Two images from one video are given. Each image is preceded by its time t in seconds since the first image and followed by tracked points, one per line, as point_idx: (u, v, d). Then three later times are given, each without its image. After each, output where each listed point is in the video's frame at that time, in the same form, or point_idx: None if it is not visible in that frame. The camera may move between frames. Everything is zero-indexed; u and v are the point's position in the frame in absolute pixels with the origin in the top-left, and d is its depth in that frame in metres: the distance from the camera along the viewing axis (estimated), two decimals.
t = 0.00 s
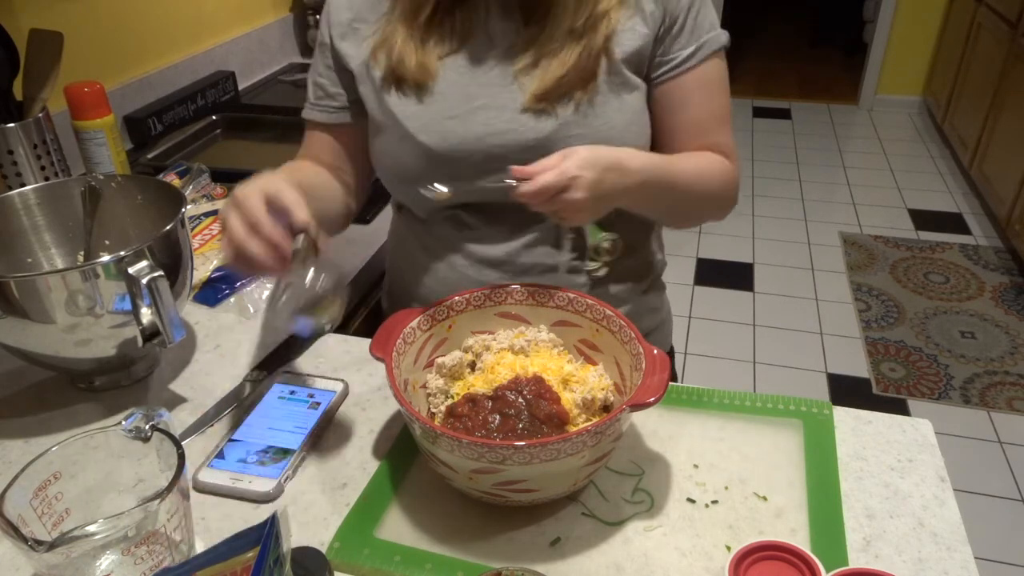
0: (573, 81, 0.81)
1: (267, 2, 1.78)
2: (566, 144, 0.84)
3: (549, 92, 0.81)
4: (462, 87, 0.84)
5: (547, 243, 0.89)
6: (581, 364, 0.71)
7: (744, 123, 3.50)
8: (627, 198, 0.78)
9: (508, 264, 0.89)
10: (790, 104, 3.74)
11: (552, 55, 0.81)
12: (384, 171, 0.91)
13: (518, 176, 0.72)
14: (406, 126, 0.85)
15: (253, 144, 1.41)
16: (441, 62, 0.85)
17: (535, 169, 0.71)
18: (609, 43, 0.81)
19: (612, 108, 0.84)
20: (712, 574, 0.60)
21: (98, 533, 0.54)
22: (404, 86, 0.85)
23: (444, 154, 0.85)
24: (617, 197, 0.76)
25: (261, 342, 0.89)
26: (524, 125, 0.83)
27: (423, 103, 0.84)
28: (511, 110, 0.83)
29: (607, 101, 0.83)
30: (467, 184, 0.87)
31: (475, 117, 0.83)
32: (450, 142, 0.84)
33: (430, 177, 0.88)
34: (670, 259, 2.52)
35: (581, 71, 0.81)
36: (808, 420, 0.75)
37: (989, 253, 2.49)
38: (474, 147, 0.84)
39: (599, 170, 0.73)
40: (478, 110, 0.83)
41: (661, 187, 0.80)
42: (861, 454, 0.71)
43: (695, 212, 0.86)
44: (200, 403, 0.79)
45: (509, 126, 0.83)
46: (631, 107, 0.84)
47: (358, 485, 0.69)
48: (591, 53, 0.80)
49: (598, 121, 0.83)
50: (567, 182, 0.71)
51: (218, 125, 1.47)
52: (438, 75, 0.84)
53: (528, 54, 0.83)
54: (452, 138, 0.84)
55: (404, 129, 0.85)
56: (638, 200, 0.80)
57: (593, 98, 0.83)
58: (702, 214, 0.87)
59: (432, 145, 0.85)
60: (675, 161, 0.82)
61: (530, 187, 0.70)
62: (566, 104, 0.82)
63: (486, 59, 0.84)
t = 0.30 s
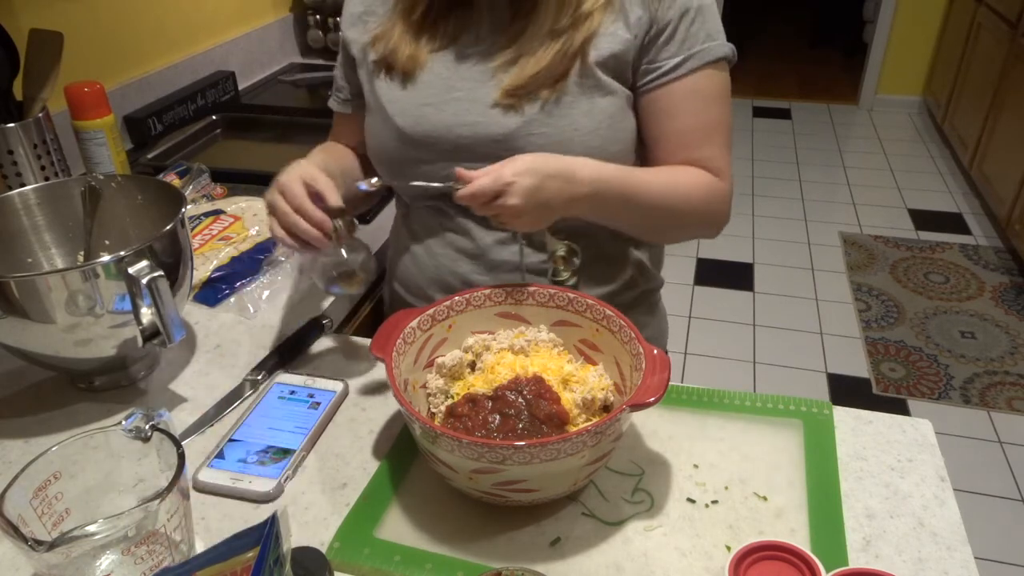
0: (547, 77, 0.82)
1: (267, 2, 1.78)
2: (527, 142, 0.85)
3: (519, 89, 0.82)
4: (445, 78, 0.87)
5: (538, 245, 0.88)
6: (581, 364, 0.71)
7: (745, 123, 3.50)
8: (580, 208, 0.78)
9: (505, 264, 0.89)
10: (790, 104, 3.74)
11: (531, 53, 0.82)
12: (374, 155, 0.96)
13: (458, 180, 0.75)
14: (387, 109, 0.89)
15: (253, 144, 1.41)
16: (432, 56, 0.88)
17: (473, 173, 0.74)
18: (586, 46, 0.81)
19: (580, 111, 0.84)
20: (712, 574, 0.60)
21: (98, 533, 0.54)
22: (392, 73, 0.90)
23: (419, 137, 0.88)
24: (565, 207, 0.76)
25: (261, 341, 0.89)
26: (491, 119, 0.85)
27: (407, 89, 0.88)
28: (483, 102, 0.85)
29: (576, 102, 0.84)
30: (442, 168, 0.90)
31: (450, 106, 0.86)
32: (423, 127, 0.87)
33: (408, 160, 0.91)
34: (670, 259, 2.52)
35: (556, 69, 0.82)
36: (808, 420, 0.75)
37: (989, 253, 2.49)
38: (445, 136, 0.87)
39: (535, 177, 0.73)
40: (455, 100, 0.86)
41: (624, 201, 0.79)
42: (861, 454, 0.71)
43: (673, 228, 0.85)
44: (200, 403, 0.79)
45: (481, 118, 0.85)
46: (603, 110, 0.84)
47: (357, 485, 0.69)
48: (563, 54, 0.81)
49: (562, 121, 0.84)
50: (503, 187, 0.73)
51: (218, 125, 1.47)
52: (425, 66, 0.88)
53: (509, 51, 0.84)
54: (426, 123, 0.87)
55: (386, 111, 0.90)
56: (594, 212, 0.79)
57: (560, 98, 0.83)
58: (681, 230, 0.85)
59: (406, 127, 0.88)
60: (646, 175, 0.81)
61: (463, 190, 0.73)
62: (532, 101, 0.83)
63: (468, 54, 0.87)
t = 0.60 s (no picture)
0: (533, 74, 0.83)
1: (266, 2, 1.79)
2: (510, 139, 0.85)
3: (505, 84, 0.83)
4: (440, 72, 0.89)
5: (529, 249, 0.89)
6: (581, 364, 0.71)
7: (745, 123, 3.50)
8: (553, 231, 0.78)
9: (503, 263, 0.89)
10: (790, 104, 3.74)
11: (520, 49, 0.83)
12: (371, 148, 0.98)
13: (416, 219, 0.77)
14: (382, 100, 0.92)
15: (253, 144, 1.41)
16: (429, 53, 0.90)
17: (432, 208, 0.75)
18: (573, 43, 0.82)
19: (563, 110, 0.84)
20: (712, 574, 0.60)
21: (98, 533, 0.54)
22: (391, 67, 0.92)
23: (410, 130, 0.90)
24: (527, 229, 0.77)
25: (262, 342, 0.89)
26: (477, 115, 0.86)
27: (402, 84, 0.91)
28: (472, 98, 0.87)
29: (558, 100, 0.84)
30: (430, 162, 0.91)
31: (441, 100, 0.88)
32: (413, 120, 0.89)
33: (402, 154, 0.93)
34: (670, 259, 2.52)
35: (542, 65, 0.82)
36: (808, 420, 0.75)
37: (989, 253, 2.49)
38: (432, 129, 0.88)
39: (492, 201, 0.75)
40: (446, 95, 0.88)
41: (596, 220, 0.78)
42: (861, 454, 0.71)
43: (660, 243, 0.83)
44: (200, 403, 0.79)
45: (468, 113, 0.86)
46: (587, 109, 0.84)
47: (358, 485, 0.69)
48: (550, 50, 0.81)
49: (544, 119, 0.84)
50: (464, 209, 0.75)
51: (218, 125, 1.47)
52: (422, 62, 0.90)
53: (499, 47, 0.85)
54: (415, 114, 0.89)
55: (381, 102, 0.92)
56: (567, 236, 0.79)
57: (543, 95, 0.84)
58: (671, 243, 0.83)
59: (399, 119, 0.90)
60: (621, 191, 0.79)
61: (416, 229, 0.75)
62: (516, 97, 0.84)
63: (460, 50, 0.89)
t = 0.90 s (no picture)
0: (529, 76, 0.83)
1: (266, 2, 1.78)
2: (505, 142, 0.85)
3: (501, 87, 0.84)
4: (439, 74, 0.89)
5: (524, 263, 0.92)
6: (581, 364, 0.71)
7: (745, 123, 3.50)
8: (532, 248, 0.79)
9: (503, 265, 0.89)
10: (790, 104, 3.74)
11: (518, 51, 0.83)
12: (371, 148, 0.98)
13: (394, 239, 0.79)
14: (381, 101, 0.92)
15: (253, 144, 1.41)
16: (428, 54, 0.90)
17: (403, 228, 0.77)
18: (570, 46, 0.82)
19: (558, 113, 0.84)
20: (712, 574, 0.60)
21: (98, 533, 0.54)
22: (392, 68, 0.92)
23: (408, 130, 0.90)
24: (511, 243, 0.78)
25: (262, 342, 0.89)
26: (473, 116, 0.86)
27: (401, 84, 0.91)
28: (469, 99, 0.87)
29: (554, 103, 0.84)
30: (427, 163, 0.91)
31: (439, 101, 0.88)
32: (411, 121, 0.89)
33: (401, 155, 0.93)
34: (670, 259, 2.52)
35: (539, 67, 0.82)
36: (808, 420, 0.75)
37: (989, 253, 2.49)
38: (429, 131, 0.88)
39: (474, 215, 0.77)
40: (444, 97, 0.88)
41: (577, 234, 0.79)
42: (861, 454, 0.71)
43: (643, 255, 0.83)
44: (200, 403, 0.79)
45: (464, 115, 0.87)
46: (582, 113, 0.84)
47: (358, 484, 0.69)
48: (547, 54, 0.82)
49: (539, 122, 0.84)
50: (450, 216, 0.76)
51: (218, 125, 1.47)
52: (422, 63, 0.90)
53: (497, 49, 0.85)
54: (414, 115, 0.89)
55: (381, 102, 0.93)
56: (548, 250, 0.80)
57: (538, 97, 0.84)
58: (655, 255, 0.84)
59: (398, 120, 0.90)
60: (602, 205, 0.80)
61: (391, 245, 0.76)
62: (512, 100, 0.84)
63: (458, 53, 0.89)
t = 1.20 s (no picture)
0: (529, 77, 0.83)
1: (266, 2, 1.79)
2: (504, 142, 0.86)
3: (500, 88, 0.84)
4: (439, 73, 0.89)
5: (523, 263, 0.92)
6: (581, 363, 0.71)
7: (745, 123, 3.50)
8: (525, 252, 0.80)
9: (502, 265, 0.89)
10: (789, 104, 3.74)
11: (518, 52, 0.83)
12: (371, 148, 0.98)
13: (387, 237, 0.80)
14: (382, 101, 0.92)
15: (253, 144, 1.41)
16: (428, 55, 0.91)
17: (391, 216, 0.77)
18: (570, 47, 0.82)
19: (557, 114, 0.84)
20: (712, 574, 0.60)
21: (98, 533, 0.54)
22: (392, 66, 0.93)
23: (408, 130, 0.90)
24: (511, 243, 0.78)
25: (261, 341, 0.89)
26: (472, 117, 0.86)
27: (402, 85, 0.91)
28: (469, 100, 0.87)
29: (553, 103, 0.84)
30: (427, 163, 0.91)
31: (439, 101, 0.88)
32: (411, 121, 0.90)
33: (402, 155, 0.93)
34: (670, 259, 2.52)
35: (539, 69, 0.82)
36: (808, 420, 0.75)
37: (989, 253, 2.49)
38: (429, 131, 0.88)
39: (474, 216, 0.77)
40: (444, 97, 0.88)
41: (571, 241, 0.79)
42: (861, 454, 0.71)
43: (636, 262, 0.84)
44: (200, 403, 0.79)
45: (463, 115, 0.87)
46: (582, 114, 0.84)
47: (358, 484, 0.69)
48: (547, 55, 0.82)
49: (538, 123, 0.84)
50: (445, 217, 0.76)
51: (218, 125, 1.47)
52: (422, 64, 0.90)
53: (498, 50, 0.85)
54: (414, 116, 0.89)
55: (381, 103, 0.93)
56: (541, 258, 0.81)
57: (537, 98, 0.84)
58: (648, 262, 0.84)
59: (398, 119, 0.90)
60: (596, 213, 0.81)
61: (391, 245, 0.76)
62: (511, 100, 0.84)
63: (458, 53, 0.89)
